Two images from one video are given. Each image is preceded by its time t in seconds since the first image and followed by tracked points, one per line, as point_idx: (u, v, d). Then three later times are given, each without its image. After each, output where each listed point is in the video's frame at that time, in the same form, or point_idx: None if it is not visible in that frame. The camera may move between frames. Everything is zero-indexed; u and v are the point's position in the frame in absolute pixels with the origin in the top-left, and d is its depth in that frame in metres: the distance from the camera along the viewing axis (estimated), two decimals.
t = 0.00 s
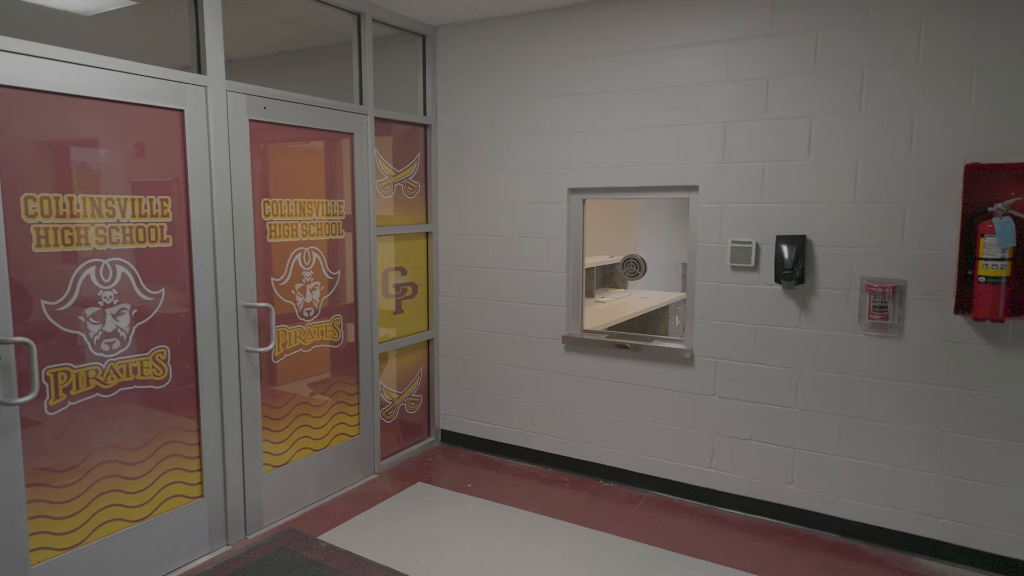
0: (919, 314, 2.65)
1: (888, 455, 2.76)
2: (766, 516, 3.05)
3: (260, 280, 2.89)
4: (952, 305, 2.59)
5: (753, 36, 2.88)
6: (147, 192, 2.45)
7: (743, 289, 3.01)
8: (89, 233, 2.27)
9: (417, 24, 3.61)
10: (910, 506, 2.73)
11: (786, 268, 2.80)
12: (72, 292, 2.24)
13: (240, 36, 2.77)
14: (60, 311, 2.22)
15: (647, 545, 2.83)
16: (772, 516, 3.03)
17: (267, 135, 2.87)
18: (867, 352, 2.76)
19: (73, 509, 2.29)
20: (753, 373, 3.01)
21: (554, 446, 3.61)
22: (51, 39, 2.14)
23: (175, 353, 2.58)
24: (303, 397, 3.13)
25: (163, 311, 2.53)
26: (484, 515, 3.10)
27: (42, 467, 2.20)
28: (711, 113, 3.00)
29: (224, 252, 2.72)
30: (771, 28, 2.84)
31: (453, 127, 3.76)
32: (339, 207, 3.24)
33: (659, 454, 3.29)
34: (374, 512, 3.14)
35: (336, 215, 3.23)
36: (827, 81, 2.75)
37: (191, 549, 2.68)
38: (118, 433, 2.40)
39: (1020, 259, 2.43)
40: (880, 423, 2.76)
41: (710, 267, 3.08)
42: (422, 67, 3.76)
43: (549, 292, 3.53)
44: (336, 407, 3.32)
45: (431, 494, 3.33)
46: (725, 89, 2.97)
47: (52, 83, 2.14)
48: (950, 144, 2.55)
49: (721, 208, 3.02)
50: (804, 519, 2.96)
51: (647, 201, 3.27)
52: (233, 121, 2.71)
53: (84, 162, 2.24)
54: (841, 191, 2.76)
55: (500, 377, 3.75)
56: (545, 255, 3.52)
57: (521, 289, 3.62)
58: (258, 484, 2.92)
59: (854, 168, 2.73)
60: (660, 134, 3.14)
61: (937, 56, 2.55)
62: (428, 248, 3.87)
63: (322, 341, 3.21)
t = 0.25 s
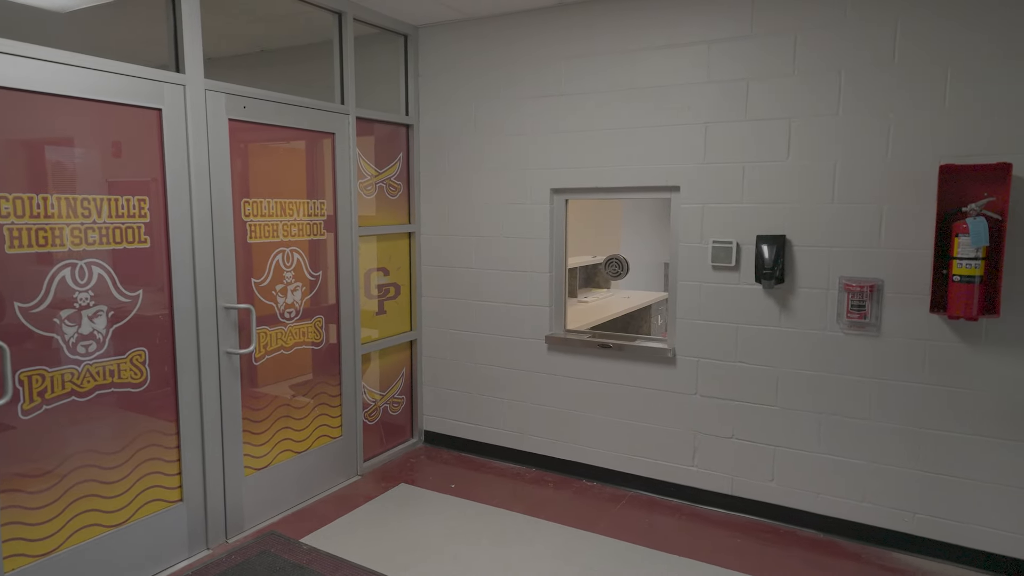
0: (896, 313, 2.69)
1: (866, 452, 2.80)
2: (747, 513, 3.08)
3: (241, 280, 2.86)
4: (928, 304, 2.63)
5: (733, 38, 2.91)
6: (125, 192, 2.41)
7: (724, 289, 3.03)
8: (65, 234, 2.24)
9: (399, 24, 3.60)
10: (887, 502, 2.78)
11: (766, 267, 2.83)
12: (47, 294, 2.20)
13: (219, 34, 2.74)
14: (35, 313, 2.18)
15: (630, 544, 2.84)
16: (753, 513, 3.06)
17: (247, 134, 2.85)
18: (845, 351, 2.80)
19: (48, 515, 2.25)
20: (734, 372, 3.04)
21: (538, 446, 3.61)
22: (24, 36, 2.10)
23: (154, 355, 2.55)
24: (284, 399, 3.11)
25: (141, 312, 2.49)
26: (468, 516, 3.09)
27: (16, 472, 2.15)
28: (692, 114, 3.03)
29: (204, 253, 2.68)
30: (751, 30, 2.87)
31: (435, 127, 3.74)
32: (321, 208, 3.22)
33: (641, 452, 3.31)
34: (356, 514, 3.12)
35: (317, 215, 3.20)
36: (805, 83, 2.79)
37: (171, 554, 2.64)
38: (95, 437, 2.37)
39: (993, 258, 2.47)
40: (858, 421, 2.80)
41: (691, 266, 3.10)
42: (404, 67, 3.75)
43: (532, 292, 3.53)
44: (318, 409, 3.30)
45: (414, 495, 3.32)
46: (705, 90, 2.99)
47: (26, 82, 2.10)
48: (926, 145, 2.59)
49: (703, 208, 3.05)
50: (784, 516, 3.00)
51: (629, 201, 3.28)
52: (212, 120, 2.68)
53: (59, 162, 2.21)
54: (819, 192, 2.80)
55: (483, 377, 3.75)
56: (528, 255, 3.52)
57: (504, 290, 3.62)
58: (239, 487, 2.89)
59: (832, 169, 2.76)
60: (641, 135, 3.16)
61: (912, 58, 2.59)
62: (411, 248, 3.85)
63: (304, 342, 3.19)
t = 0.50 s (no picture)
0: (875, 311, 2.73)
1: (847, 449, 2.83)
2: (730, 511, 3.11)
3: (222, 281, 2.83)
4: (906, 303, 2.67)
5: (715, 39, 2.93)
6: (103, 192, 2.38)
7: (707, 288, 3.05)
8: (40, 234, 2.20)
9: (382, 23, 3.58)
10: (868, 498, 2.81)
11: (748, 267, 2.85)
12: (22, 295, 2.17)
13: (199, 33, 2.71)
14: (10, 315, 2.14)
15: (615, 543, 2.85)
16: (736, 511, 3.09)
17: (228, 134, 2.82)
18: (826, 349, 2.83)
19: (24, 521, 2.21)
20: (717, 371, 3.06)
21: (522, 446, 3.61)
22: None
23: (133, 357, 2.51)
24: (267, 401, 3.08)
25: (120, 314, 2.46)
26: (453, 517, 3.09)
27: None
28: (675, 115, 3.04)
29: (184, 253, 2.65)
30: (732, 31, 2.89)
31: (419, 127, 3.73)
32: (303, 208, 3.20)
33: (625, 452, 3.32)
34: (341, 516, 3.10)
35: (299, 216, 3.18)
36: (786, 84, 2.81)
37: (151, 559, 2.61)
38: (72, 441, 2.33)
39: (968, 257, 2.51)
40: (839, 418, 2.84)
41: (675, 266, 3.12)
42: (387, 66, 3.73)
43: (516, 292, 3.53)
44: (302, 411, 3.27)
45: (398, 496, 3.31)
46: (687, 90, 3.01)
47: None
48: (904, 145, 2.63)
49: (686, 208, 3.07)
50: (766, 513, 3.02)
51: (613, 201, 3.30)
52: (192, 120, 2.65)
53: (35, 161, 2.17)
54: (800, 192, 2.83)
55: (468, 378, 3.74)
56: (512, 256, 3.52)
57: (488, 290, 3.61)
58: (220, 490, 2.86)
59: (812, 169, 2.79)
60: (625, 136, 3.17)
61: (890, 61, 2.62)
62: (395, 248, 3.84)
63: (286, 343, 3.16)
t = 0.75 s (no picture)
0: (858, 310, 2.76)
1: (830, 447, 2.86)
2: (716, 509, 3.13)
3: (206, 282, 2.80)
4: (887, 301, 2.70)
5: (700, 41, 2.95)
6: (84, 192, 2.35)
7: (693, 288, 3.07)
8: (19, 235, 2.17)
9: (367, 23, 3.56)
10: (850, 495, 2.84)
11: (733, 267, 2.87)
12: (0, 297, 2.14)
13: (181, 31, 2.68)
14: None
15: (601, 543, 2.86)
16: (721, 509, 3.11)
17: (212, 133, 2.79)
18: (810, 348, 2.86)
19: (3, 525, 2.18)
20: (702, 370, 3.08)
21: (509, 446, 3.61)
22: None
23: (115, 359, 2.48)
24: (251, 402, 3.05)
25: (101, 315, 2.43)
26: (440, 518, 3.08)
27: None
28: (661, 115, 3.06)
29: (167, 254, 2.63)
30: (716, 33, 2.91)
31: (405, 127, 3.72)
32: (288, 208, 3.18)
33: (612, 451, 3.34)
34: (326, 518, 3.08)
35: (284, 216, 3.15)
36: (769, 86, 2.84)
37: (133, 563, 2.58)
38: (52, 444, 2.30)
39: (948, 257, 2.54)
40: (822, 417, 2.86)
41: (660, 266, 3.14)
42: (373, 66, 3.71)
43: (503, 293, 3.53)
44: (287, 412, 3.25)
45: (384, 498, 3.29)
46: (672, 91, 3.03)
47: None
48: (885, 147, 2.66)
49: (671, 209, 3.08)
50: (751, 511, 3.05)
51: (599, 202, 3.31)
52: (174, 119, 2.62)
53: (13, 161, 2.14)
54: (784, 192, 2.85)
55: (455, 378, 3.73)
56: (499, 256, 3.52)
57: (475, 290, 3.61)
58: (204, 493, 2.83)
59: (796, 170, 2.82)
60: (610, 136, 3.18)
61: (872, 63, 2.65)
62: (381, 249, 3.82)
63: (271, 344, 3.14)
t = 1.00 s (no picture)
0: (840, 309, 2.79)
1: (813, 445, 2.89)
2: (701, 508, 3.14)
3: (188, 283, 2.77)
4: (868, 300, 2.74)
5: (684, 42, 2.97)
6: (62, 192, 2.32)
7: (677, 288, 3.09)
8: None
9: (351, 22, 3.54)
10: (833, 493, 2.87)
11: (717, 267, 2.89)
12: None
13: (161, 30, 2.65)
14: None
15: (587, 542, 2.86)
16: (706, 507, 3.13)
17: (194, 133, 2.76)
18: (792, 347, 2.89)
19: None
20: (687, 369, 3.10)
21: (494, 446, 3.61)
22: None
23: (95, 361, 2.45)
24: (235, 404, 3.02)
25: (81, 317, 2.40)
26: (426, 519, 3.07)
27: None
28: (645, 116, 3.07)
29: (148, 255, 2.59)
30: (700, 34, 2.93)
31: (390, 126, 3.70)
32: (272, 208, 3.15)
33: (597, 450, 3.35)
34: (311, 520, 3.06)
35: (268, 216, 3.13)
36: (752, 87, 2.86)
37: (114, 568, 2.55)
38: (31, 448, 2.26)
39: (928, 256, 2.57)
40: (806, 415, 2.89)
41: (645, 266, 3.15)
42: (357, 65, 3.69)
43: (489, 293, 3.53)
44: (271, 414, 3.22)
45: (369, 499, 3.28)
46: (657, 92, 3.04)
47: None
48: (866, 148, 2.69)
49: (656, 209, 3.10)
50: (736, 509, 3.07)
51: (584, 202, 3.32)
52: (155, 118, 2.59)
53: None
54: (766, 193, 2.88)
55: (441, 379, 3.72)
56: (484, 256, 3.52)
57: (460, 291, 3.60)
58: (187, 496, 2.80)
59: (779, 170, 2.85)
60: (596, 136, 3.19)
61: (852, 65, 2.68)
62: (365, 249, 3.80)
63: (255, 346, 3.11)
